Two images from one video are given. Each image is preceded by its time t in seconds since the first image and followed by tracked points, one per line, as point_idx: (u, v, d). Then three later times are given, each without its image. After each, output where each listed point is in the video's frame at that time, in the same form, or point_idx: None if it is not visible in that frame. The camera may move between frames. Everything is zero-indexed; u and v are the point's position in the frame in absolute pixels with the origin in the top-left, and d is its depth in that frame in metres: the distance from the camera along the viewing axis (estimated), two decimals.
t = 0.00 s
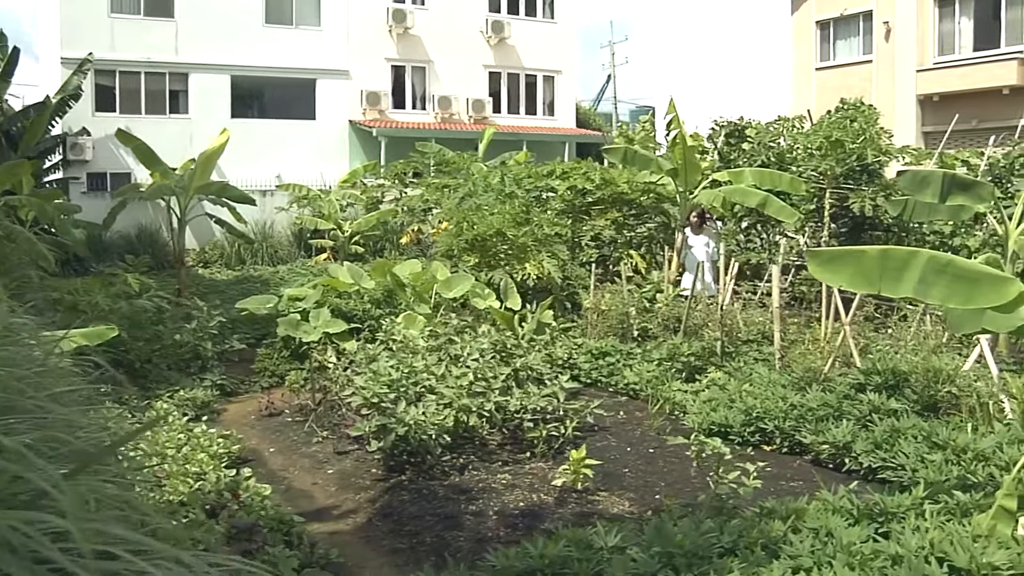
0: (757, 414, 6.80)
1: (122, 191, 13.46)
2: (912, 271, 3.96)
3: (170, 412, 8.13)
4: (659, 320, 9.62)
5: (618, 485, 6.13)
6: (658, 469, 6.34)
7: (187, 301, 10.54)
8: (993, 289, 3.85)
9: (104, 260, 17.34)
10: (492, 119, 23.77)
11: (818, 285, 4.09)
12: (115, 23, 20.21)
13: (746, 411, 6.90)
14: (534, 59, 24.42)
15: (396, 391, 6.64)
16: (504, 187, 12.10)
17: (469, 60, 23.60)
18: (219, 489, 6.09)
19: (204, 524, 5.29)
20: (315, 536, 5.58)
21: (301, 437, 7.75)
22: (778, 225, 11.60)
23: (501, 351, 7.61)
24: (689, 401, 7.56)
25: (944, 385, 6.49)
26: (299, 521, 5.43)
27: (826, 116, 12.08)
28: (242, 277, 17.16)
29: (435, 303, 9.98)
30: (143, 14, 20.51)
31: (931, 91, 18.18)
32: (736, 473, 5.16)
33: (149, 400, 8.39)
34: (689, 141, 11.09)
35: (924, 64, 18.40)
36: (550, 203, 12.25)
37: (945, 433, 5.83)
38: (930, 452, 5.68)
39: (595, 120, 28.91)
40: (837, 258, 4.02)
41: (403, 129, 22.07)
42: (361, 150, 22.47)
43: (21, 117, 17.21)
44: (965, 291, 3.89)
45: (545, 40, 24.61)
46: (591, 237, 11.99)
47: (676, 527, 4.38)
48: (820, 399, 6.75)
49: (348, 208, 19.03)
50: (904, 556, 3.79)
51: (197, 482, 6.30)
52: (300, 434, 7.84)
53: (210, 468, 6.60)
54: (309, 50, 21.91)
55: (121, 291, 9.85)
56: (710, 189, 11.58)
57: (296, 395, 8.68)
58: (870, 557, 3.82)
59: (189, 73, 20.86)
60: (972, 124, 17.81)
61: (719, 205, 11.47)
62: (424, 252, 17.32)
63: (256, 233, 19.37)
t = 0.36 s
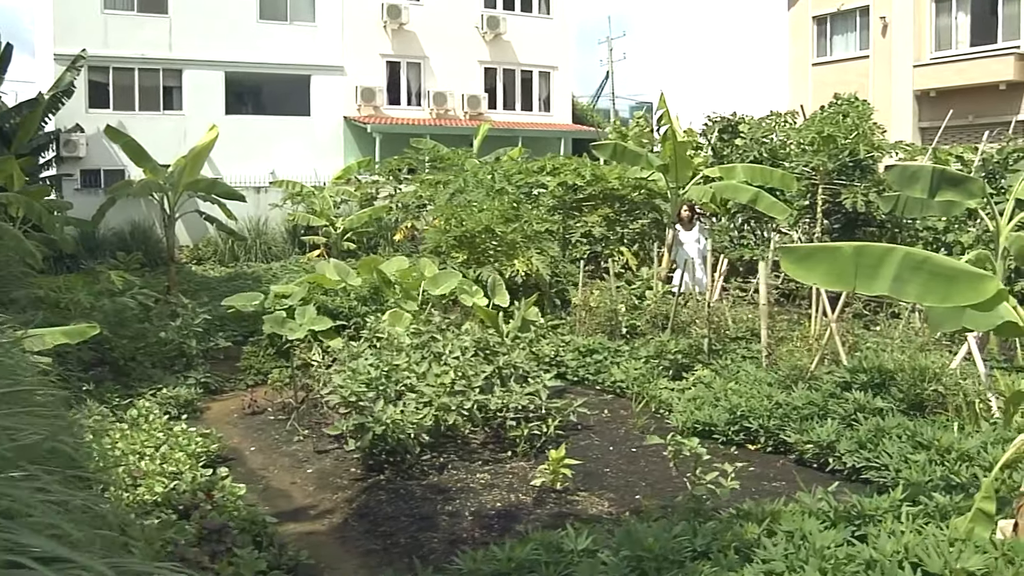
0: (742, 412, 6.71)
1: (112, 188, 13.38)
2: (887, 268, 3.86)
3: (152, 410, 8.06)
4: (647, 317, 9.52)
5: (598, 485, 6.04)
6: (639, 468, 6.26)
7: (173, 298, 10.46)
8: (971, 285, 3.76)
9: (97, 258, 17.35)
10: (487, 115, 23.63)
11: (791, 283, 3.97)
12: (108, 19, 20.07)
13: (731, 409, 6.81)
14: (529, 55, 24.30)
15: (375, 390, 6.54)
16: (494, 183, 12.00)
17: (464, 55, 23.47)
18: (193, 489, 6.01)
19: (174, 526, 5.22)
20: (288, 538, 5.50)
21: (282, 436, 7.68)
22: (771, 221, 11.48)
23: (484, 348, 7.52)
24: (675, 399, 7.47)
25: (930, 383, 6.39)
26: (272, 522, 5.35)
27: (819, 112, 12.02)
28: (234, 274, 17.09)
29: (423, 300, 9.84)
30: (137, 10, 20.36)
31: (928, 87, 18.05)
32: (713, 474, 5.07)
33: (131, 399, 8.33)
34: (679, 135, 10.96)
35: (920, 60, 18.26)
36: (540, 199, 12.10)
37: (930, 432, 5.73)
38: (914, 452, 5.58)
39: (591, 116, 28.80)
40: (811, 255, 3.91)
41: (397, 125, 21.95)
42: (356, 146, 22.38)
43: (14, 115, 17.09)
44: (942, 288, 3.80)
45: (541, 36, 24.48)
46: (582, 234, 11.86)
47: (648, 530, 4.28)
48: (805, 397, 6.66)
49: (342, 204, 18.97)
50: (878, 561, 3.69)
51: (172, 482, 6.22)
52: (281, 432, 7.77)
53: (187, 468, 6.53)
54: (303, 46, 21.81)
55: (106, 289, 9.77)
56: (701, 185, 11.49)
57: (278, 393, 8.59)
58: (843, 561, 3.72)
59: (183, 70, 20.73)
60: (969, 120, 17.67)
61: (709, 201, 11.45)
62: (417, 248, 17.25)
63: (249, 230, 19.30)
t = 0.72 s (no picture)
0: (726, 413, 6.62)
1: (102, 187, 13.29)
2: (861, 267, 3.76)
3: (133, 411, 7.98)
4: (635, 316, 9.42)
5: (579, 487, 5.95)
6: (621, 470, 6.17)
7: (159, 297, 10.38)
8: (946, 284, 3.67)
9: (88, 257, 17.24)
10: (483, 113, 23.54)
11: (763, 282, 3.86)
12: (102, 17, 19.96)
13: (715, 410, 6.72)
14: (526, 52, 24.19)
15: (353, 390, 6.45)
16: (484, 181, 11.97)
17: (460, 53, 23.37)
18: (168, 491, 5.93)
19: (144, 529, 5.14)
20: (261, 540, 5.42)
21: (263, 436, 7.61)
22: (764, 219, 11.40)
23: (466, 348, 7.44)
24: (660, 399, 7.38)
25: (916, 384, 6.29)
26: (244, 524, 5.27)
27: (812, 109, 11.93)
28: (228, 273, 17.01)
29: (410, 300, 9.67)
30: (130, 8, 20.25)
31: (924, 84, 17.91)
32: (691, 477, 4.99)
33: (113, 399, 8.25)
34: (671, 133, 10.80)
35: (917, 57, 18.11)
36: (532, 197, 12.22)
37: (913, 434, 5.63)
38: (897, 454, 5.48)
39: (590, 114, 28.69)
40: (784, 254, 3.80)
41: (393, 123, 21.88)
42: (351, 144, 22.27)
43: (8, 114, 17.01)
44: (917, 288, 3.70)
45: (537, 34, 24.38)
46: (573, 232, 11.77)
47: (620, 535, 4.19)
48: (790, 398, 6.57)
49: (337, 203, 18.91)
50: (850, 568, 3.59)
51: (147, 483, 6.14)
52: (262, 433, 7.70)
53: (163, 469, 6.45)
54: (298, 44, 21.71)
55: (91, 288, 9.69)
56: (691, 183, 11.37)
57: (261, 393, 8.50)
58: (815, 568, 3.61)
59: (177, 68, 20.64)
60: (965, 117, 17.52)
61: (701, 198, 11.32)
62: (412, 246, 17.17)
63: (243, 228, 19.21)
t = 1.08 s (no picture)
0: (709, 415, 6.54)
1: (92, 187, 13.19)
2: (834, 267, 3.63)
3: (114, 411, 7.90)
4: (623, 316, 9.32)
5: (557, 489, 5.87)
6: (601, 472, 6.08)
7: (145, 296, 10.31)
8: (922, 285, 3.55)
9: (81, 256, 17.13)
10: (479, 111, 23.46)
11: (734, 283, 3.73)
12: (96, 15, 19.88)
13: (699, 411, 6.63)
14: (522, 51, 24.08)
15: (330, 391, 6.37)
16: (474, 180, 11.94)
17: (456, 51, 23.27)
18: (141, 493, 5.84)
19: (112, 533, 5.06)
20: (232, 543, 5.35)
21: (243, 437, 7.53)
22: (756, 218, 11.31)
23: (449, 348, 7.35)
24: (645, 400, 7.30)
25: (901, 386, 6.18)
26: (214, 527, 5.18)
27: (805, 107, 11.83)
28: (220, 272, 16.95)
29: (397, 299, 9.58)
30: (125, 6, 20.17)
31: (921, 82, 17.79)
32: (667, 480, 4.90)
33: (94, 399, 8.16)
34: (660, 131, 10.62)
35: (914, 55, 17.99)
36: (522, 195, 12.11)
37: (896, 436, 5.54)
38: (880, 457, 5.38)
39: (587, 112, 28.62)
40: (755, 254, 3.67)
41: (387, 122, 21.83)
42: (347, 143, 22.21)
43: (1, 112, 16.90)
44: (891, 288, 3.58)
45: (533, 31, 24.25)
46: (563, 231, 11.76)
47: (589, 540, 4.10)
48: (773, 399, 6.47)
49: (331, 201, 18.84)
50: None
51: (121, 485, 6.05)
52: (243, 434, 7.62)
53: (139, 471, 6.37)
54: (293, 42, 21.63)
55: (75, 287, 9.61)
56: (682, 181, 11.24)
57: (244, 393, 8.41)
58: None
59: (171, 66, 20.53)
60: (963, 115, 17.45)
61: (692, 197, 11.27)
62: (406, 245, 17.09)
63: (236, 227, 19.11)
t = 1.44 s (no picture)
0: (692, 416, 6.44)
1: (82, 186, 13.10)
2: (805, 268, 3.51)
3: (94, 411, 7.83)
4: (611, 316, 9.22)
5: (535, 492, 5.79)
6: (580, 475, 5.99)
7: (131, 295, 10.23)
8: (895, 285, 3.44)
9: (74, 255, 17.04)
10: (475, 110, 23.40)
11: (702, 284, 3.61)
12: (90, 13, 19.81)
13: (682, 413, 6.54)
14: (519, 49, 23.98)
15: (307, 392, 6.28)
16: (464, 178, 11.87)
17: (452, 49, 23.18)
18: (113, 495, 5.77)
19: (80, 536, 4.99)
20: (203, 547, 5.27)
21: (223, 438, 7.46)
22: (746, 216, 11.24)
23: (430, 348, 7.26)
24: (629, 401, 7.21)
25: (886, 387, 6.08)
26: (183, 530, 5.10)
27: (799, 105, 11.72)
28: (212, 271, 16.88)
29: (384, 299, 9.48)
30: (119, 4, 20.09)
31: (918, 81, 17.68)
32: (642, 484, 4.80)
33: (75, 399, 8.09)
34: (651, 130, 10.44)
35: (911, 53, 17.89)
36: (513, 194, 11.95)
37: (878, 439, 5.44)
38: (861, 460, 5.28)
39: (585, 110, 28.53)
40: (723, 254, 3.55)
41: (382, 120, 21.75)
42: (343, 141, 22.18)
43: None
44: (864, 290, 3.47)
45: (530, 29, 24.15)
46: (553, 231, 11.74)
47: (557, 546, 4.01)
48: (757, 401, 6.37)
49: (325, 200, 18.74)
50: None
51: (95, 487, 5.98)
52: (223, 435, 7.55)
53: (114, 472, 6.29)
54: (288, 40, 21.55)
55: (59, 286, 9.54)
56: (672, 180, 11.19)
57: (226, 394, 8.34)
58: None
59: (165, 64, 20.45)
60: (960, 114, 17.39)
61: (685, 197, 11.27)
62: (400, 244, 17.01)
63: (230, 226, 19.04)
